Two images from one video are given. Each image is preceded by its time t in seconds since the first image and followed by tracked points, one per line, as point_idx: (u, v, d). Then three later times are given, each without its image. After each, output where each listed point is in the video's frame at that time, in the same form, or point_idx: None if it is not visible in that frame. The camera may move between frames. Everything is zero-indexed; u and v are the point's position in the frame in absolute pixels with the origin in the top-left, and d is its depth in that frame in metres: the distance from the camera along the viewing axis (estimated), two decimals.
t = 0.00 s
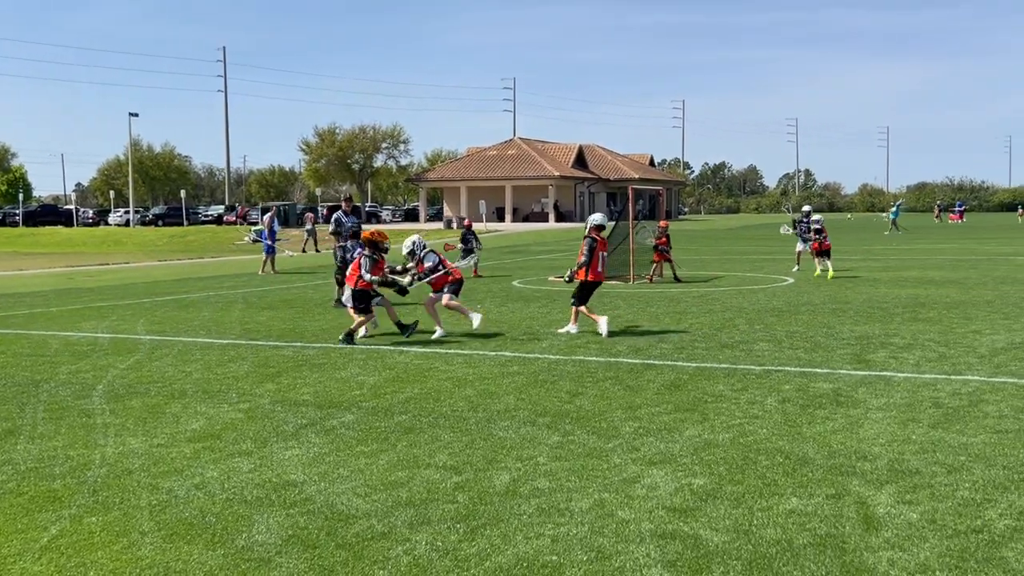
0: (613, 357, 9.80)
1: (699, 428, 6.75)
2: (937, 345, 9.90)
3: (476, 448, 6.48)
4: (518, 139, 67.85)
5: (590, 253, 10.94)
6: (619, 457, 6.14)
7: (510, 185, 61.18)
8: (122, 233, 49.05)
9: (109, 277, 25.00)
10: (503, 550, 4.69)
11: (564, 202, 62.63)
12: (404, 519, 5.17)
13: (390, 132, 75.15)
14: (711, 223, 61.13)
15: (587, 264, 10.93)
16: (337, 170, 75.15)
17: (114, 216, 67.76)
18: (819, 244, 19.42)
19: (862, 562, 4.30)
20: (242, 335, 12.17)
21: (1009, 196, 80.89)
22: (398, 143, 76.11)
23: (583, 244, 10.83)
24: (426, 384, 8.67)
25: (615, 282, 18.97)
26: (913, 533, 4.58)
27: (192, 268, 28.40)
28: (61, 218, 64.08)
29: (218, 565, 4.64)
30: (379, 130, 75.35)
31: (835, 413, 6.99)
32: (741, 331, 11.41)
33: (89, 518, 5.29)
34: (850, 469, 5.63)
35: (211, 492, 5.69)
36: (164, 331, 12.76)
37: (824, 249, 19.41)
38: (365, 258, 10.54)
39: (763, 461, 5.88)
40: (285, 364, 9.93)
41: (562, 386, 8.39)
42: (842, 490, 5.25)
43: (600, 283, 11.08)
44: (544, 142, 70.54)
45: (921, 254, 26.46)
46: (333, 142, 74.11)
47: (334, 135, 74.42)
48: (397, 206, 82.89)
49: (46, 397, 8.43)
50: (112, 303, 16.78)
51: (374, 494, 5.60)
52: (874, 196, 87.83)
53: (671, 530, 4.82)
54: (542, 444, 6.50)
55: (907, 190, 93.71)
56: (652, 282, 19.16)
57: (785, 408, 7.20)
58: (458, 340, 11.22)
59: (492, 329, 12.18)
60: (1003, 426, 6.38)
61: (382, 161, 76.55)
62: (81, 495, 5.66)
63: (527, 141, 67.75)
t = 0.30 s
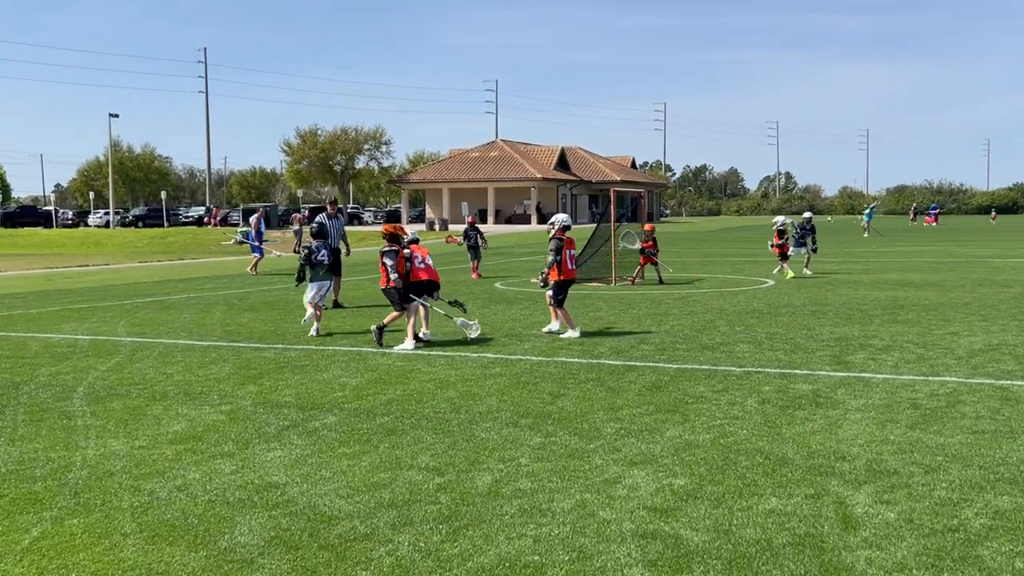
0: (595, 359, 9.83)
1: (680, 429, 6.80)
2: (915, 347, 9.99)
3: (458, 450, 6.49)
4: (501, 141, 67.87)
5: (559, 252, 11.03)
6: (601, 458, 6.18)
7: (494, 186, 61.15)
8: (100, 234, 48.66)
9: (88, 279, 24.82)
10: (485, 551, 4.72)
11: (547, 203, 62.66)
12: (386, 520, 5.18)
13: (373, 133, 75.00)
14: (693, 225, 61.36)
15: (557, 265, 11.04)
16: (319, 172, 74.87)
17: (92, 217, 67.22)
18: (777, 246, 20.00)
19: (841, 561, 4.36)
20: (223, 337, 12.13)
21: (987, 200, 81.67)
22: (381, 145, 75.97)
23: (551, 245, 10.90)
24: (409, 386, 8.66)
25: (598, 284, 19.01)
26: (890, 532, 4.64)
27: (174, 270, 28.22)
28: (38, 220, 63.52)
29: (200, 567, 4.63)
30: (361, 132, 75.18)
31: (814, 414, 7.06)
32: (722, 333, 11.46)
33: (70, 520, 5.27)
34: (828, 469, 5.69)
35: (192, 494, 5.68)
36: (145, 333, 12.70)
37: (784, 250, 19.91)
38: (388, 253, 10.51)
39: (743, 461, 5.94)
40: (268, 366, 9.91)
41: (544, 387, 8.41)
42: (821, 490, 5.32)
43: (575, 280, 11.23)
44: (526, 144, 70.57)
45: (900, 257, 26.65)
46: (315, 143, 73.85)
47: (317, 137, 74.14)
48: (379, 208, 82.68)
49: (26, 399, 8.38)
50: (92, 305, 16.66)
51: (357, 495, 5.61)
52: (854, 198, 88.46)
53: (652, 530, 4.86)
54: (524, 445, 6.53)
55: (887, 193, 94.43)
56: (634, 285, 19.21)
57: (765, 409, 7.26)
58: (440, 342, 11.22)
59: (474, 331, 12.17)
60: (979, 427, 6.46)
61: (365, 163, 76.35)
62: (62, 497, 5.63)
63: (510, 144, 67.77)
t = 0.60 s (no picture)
0: (584, 361, 9.84)
1: (668, 431, 6.83)
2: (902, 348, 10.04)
3: (447, 452, 6.51)
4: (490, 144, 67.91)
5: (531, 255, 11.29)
6: (590, 459, 6.20)
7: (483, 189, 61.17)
8: (87, 236, 48.44)
9: (76, 281, 24.70)
10: (474, 552, 4.73)
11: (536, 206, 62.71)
12: (375, 522, 5.19)
13: (362, 136, 74.94)
14: (683, 227, 61.51)
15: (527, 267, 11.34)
16: (308, 174, 74.75)
17: (78, 219, 66.90)
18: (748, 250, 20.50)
19: (827, 561, 4.39)
20: (212, 339, 12.10)
21: (973, 202, 82.18)
22: (370, 147, 75.88)
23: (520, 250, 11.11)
24: (397, 388, 8.66)
25: (587, 286, 19.04)
26: (877, 532, 4.67)
27: (162, 272, 28.13)
28: (24, 222, 63.20)
29: (188, 569, 4.63)
30: (351, 134, 75.06)
31: (802, 416, 7.10)
32: (711, 335, 11.50)
33: (58, 522, 5.26)
34: (815, 470, 5.73)
35: (181, 496, 5.67)
36: (133, 335, 12.65)
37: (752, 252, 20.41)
38: (375, 259, 10.41)
39: (730, 462, 5.97)
40: (257, 368, 9.90)
41: (532, 389, 8.43)
42: (807, 491, 5.36)
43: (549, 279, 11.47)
44: (515, 147, 70.64)
45: (887, 259, 26.78)
46: (304, 146, 73.76)
47: (306, 139, 74.04)
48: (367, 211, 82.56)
49: (14, 402, 8.36)
50: (79, 307, 16.60)
51: (346, 497, 5.61)
52: (842, 201, 88.87)
53: (640, 531, 4.89)
54: (513, 447, 6.55)
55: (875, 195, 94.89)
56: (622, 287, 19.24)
57: (752, 411, 7.29)
58: (429, 345, 11.22)
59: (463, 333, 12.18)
60: (965, 428, 6.51)
61: (355, 165, 76.23)
62: (50, 500, 5.62)
63: (500, 146, 67.81)
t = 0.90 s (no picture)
0: (578, 364, 9.85)
1: (661, 433, 6.84)
2: (895, 351, 10.07)
3: (441, 455, 6.51)
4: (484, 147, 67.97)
5: (497, 253, 11.95)
6: (583, 462, 6.21)
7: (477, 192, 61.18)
8: (80, 239, 48.32)
9: (69, 284, 24.62)
10: (467, 555, 4.73)
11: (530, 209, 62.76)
12: (369, 525, 5.19)
13: (356, 139, 74.98)
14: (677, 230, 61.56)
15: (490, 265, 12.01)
16: (302, 177, 74.70)
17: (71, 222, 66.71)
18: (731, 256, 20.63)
19: (820, 563, 4.40)
20: (205, 342, 12.09)
21: (966, 205, 82.41)
22: (364, 150, 75.88)
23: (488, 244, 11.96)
24: (391, 391, 8.66)
25: (581, 289, 19.04)
26: (869, 534, 4.69)
27: (155, 275, 28.08)
28: (17, 225, 63.06)
29: (181, 573, 4.63)
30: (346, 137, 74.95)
31: (795, 418, 7.11)
32: (704, 338, 11.52)
33: (50, 526, 5.25)
34: (807, 473, 5.73)
35: (174, 500, 5.66)
36: (126, 338, 12.62)
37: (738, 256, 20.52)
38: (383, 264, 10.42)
39: (724, 465, 5.98)
40: (250, 371, 9.88)
41: (526, 392, 8.44)
42: (800, 493, 5.37)
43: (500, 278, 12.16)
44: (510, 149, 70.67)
45: (881, 262, 26.83)
46: (298, 148, 73.70)
47: (300, 142, 73.99)
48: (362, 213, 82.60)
49: (6, 405, 8.33)
50: (72, 310, 16.57)
51: (339, 501, 5.61)
52: (837, 204, 89.04)
53: (634, 533, 4.89)
54: (506, 450, 6.56)
55: (869, 198, 95.09)
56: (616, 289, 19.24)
57: (745, 414, 7.31)
58: (424, 348, 11.21)
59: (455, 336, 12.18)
60: (957, 431, 6.53)
61: (349, 168, 76.14)
62: (42, 504, 5.60)
63: (494, 149, 67.87)
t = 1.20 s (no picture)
0: (575, 367, 9.84)
1: (659, 436, 6.84)
2: (892, 354, 10.08)
3: (439, 458, 6.50)
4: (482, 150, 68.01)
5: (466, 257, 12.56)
6: (581, 465, 6.20)
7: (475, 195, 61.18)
8: (77, 242, 48.27)
9: (67, 287, 24.61)
10: (465, 558, 4.73)
11: (528, 212, 62.79)
12: (366, 529, 5.18)
13: (354, 142, 75.02)
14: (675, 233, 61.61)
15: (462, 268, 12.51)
16: (299, 180, 74.70)
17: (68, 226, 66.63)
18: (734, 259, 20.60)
19: (818, 566, 4.39)
20: (203, 346, 12.07)
21: (964, 207, 82.52)
22: (362, 153, 75.91)
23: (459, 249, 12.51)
24: (389, 394, 8.65)
25: (579, 292, 19.02)
26: (867, 537, 4.69)
27: (153, 278, 28.06)
28: (14, 228, 63.01)
29: None
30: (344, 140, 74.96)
31: (793, 421, 7.11)
32: (702, 340, 11.52)
33: (46, 530, 5.23)
34: (805, 475, 5.74)
35: (171, 503, 5.65)
36: (123, 342, 12.60)
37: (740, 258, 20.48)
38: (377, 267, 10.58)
39: (722, 467, 5.98)
40: (248, 375, 9.87)
41: (524, 395, 8.43)
42: (798, 496, 5.36)
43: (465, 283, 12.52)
44: (507, 152, 70.70)
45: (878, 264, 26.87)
46: (296, 151, 73.71)
47: (298, 145, 73.99)
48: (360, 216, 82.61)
49: (3, 409, 8.32)
50: (70, 314, 16.55)
51: (337, 504, 5.60)
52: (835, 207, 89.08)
53: (632, 537, 4.89)
54: (504, 453, 6.56)
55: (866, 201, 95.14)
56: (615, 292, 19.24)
57: (743, 417, 7.31)
58: (421, 351, 11.20)
59: (453, 339, 12.18)
60: (955, 433, 6.53)
61: (347, 171, 76.15)
62: (39, 508, 5.59)
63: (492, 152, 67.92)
